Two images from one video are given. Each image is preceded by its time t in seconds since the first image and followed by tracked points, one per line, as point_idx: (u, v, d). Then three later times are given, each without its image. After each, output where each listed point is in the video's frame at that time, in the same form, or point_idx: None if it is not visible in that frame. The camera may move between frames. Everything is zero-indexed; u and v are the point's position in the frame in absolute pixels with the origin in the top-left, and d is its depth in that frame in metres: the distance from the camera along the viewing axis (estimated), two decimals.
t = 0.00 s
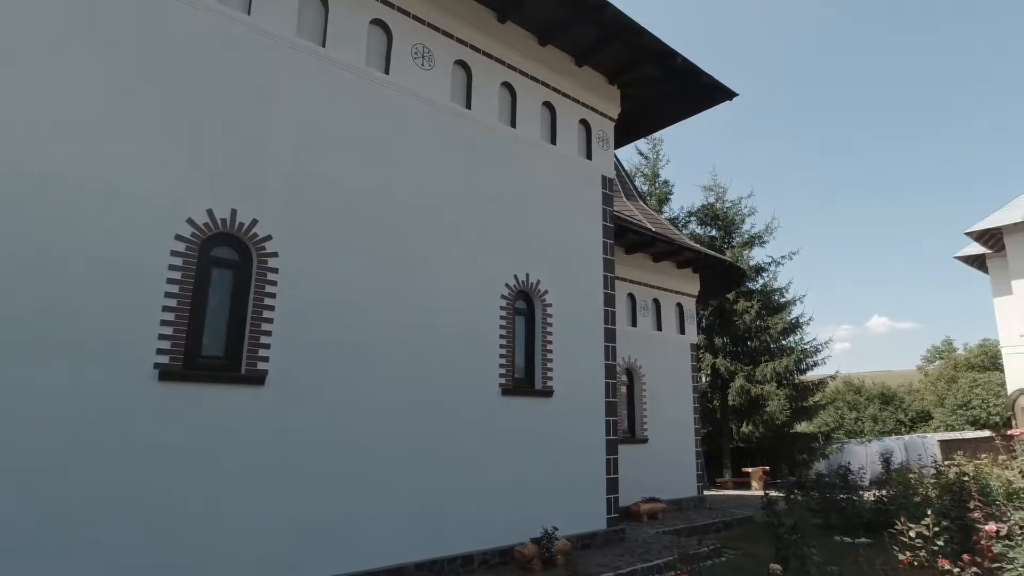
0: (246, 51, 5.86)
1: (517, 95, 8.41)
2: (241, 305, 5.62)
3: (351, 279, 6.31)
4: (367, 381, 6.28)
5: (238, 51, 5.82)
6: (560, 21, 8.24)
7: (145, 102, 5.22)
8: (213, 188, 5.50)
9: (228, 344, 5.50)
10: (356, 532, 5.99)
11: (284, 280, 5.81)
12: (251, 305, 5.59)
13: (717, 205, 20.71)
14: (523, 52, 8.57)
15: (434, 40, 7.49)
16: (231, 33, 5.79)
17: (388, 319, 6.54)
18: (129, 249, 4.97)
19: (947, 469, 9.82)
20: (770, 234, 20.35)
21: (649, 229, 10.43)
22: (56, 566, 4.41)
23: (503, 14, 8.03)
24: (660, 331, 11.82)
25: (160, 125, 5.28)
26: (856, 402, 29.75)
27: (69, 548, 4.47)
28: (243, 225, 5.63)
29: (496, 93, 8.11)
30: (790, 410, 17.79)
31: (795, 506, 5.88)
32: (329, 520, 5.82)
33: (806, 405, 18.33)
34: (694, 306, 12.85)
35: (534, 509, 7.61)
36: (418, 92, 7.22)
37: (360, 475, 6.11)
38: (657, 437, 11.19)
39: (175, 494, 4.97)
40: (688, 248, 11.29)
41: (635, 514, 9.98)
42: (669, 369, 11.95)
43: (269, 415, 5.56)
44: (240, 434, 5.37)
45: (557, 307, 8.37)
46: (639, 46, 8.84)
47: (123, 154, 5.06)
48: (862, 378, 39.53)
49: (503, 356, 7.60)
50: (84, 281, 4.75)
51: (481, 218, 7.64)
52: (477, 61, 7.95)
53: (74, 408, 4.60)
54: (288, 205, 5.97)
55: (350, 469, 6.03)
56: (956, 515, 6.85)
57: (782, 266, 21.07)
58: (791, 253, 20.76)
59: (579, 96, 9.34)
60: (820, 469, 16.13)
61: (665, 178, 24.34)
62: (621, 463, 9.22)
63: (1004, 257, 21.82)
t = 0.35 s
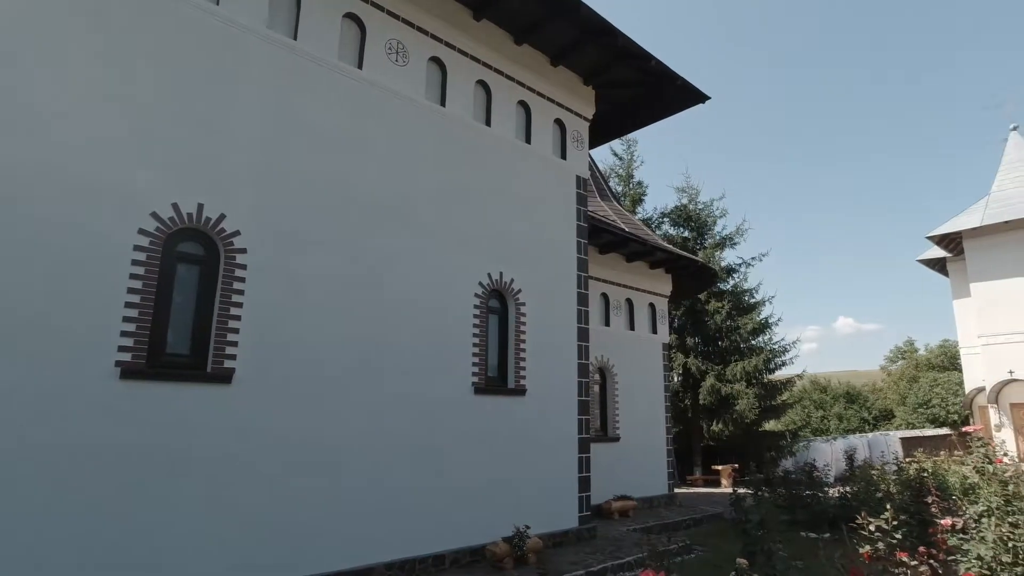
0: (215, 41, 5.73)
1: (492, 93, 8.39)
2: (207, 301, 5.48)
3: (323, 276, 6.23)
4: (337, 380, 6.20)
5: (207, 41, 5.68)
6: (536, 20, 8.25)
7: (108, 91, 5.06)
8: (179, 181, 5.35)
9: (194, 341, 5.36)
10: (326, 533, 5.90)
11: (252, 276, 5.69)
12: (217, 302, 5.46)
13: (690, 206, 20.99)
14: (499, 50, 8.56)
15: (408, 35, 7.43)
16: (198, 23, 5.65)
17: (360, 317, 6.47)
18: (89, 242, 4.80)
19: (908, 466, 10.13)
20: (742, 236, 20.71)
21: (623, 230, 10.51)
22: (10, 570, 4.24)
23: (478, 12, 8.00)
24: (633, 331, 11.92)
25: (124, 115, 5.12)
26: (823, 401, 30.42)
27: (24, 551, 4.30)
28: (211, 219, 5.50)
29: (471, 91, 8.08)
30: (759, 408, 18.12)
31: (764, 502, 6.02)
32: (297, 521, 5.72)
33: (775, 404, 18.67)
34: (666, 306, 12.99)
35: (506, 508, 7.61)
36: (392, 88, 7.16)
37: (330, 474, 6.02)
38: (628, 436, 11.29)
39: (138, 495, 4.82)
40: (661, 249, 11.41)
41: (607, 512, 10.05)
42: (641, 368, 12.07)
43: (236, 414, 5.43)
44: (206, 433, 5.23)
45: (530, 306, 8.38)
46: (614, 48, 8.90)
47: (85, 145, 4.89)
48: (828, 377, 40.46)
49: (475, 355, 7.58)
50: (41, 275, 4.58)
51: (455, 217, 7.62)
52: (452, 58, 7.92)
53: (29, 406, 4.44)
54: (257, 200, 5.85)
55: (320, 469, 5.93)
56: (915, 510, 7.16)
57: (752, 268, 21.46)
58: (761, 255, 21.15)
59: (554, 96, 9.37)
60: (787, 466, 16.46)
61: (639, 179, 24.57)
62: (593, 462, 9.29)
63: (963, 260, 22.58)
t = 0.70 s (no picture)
0: (180, 31, 5.57)
1: (466, 91, 8.36)
2: (171, 299, 5.33)
3: (292, 273, 6.12)
4: (307, 379, 6.10)
5: (172, 31, 5.52)
6: (510, 18, 8.24)
7: (68, 81, 4.88)
8: (143, 175, 5.19)
9: (157, 340, 5.21)
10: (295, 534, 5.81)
11: (219, 273, 5.56)
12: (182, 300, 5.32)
13: (662, 207, 21.23)
14: (473, 48, 8.54)
15: (381, 31, 7.36)
16: (164, 12, 5.49)
17: (330, 315, 6.38)
18: (47, 237, 4.63)
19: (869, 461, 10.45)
20: (712, 236, 21.04)
21: (595, 229, 10.58)
22: None
23: (452, 9, 7.96)
24: (605, 330, 12.02)
25: (84, 105, 4.94)
26: (789, 398, 31.11)
27: None
28: (175, 215, 5.35)
29: (444, 89, 8.04)
30: (728, 406, 18.44)
31: (731, 496, 6.17)
32: (266, 522, 5.62)
33: (743, 401, 19.02)
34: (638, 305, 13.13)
35: (478, 506, 7.60)
36: (363, 84, 7.07)
37: (299, 475, 5.93)
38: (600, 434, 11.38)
39: (99, 499, 4.67)
40: (632, 249, 11.53)
41: (579, 510, 10.11)
42: (613, 367, 12.17)
43: (202, 414, 5.30)
44: (170, 434, 5.09)
45: (503, 305, 8.39)
46: (587, 48, 8.95)
47: (43, 136, 4.71)
48: (794, 375, 41.42)
49: (448, 354, 7.55)
50: None
51: (428, 215, 7.58)
52: (425, 55, 7.87)
53: None
54: (225, 196, 5.72)
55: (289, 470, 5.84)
56: (877, 504, 7.45)
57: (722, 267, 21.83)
58: (730, 256, 21.54)
59: (528, 95, 9.38)
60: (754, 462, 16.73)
61: (612, 179, 24.76)
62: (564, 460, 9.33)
63: (922, 262, 23.35)
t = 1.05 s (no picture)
0: (142, 23, 5.42)
1: (437, 90, 8.33)
2: (131, 298, 5.19)
3: (259, 272, 6.02)
4: (275, 380, 6.00)
5: (134, 23, 5.37)
6: (482, 17, 8.23)
7: (23, 71, 4.70)
8: (103, 170, 5.04)
9: (117, 340, 5.05)
10: (263, 537, 5.70)
11: (183, 272, 5.43)
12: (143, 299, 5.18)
13: (634, 207, 21.46)
14: (445, 46, 8.51)
15: (351, 27, 7.28)
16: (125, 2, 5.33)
17: (298, 314, 6.29)
18: None
19: (833, 457, 10.74)
20: (683, 237, 21.33)
21: (567, 229, 10.64)
22: None
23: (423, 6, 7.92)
24: (576, 330, 12.09)
25: (40, 97, 4.77)
26: (758, 396, 31.73)
27: None
28: (137, 212, 5.20)
29: (416, 87, 7.99)
30: (698, 404, 18.72)
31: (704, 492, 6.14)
32: (232, 526, 5.49)
33: (713, 400, 19.33)
34: (609, 304, 13.25)
35: (450, 506, 7.57)
36: (333, 80, 6.98)
37: (267, 477, 5.82)
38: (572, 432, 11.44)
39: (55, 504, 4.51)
40: (603, 249, 11.61)
41: (551, 509, 10.14)
42: (585, 366, 12.24)
43: (165, 416, 5.16)
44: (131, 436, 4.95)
45: (474, 304, 8.38)
46: (558, 48, 8.98)
47: None
48: (762, 374, 42.28)
49: (419, 353, 7.50)
50: None
51: (399, 214, 7.52)
52: (396, 52, 7.81)
53: None
54: (189, 193, 5.58)
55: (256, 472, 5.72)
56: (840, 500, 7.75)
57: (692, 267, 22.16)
58: (700, 256, 21.87)
59: (500, 94, 9.38)
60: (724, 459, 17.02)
61: (585, 180, 24.92)
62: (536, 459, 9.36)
63: (884, 263, 24.05)
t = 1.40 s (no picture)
0: (100, 15, 5.25)
1: (406, 88, 8.26)
2: (87, 299, 5.01)
3: (222, 271, 5.87)
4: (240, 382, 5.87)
5: (91, 15, 5.19)
6: (452, 16, 8.20)
7: None
8: (57, 166, 4.86)
9: (72, 342, 4.88)
10: (228, 543, 5.57)
11: (143, 272, 5.27)
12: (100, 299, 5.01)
13: (604, 208, 21.65)
14: (413, 45, 8.45)
15: (318, 24, 7.18)
16: None
17: (264, 315, 6.17)
18: None
19: (796, 453, 11.00)
20: (652, 237, 21.59)
21: (537, 229, 10.67)
22: None
23: (393, 4, 7.85)
24: (547, 330, 12.14)
25: None
26: (725, 394, 32.32)
27: None
28: (92, 209, 5.03)
29: (384, 85, 7.92)
30: (667, 403, 18.99)
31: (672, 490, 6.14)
32: (196, 532, 5.35)
33: (682, 398, 19.61)
34: (580, 304, 13.34)
35: (420, 508, 7.52)
36: (299, 77, 6.86)
37: (232, 482, 5.68)
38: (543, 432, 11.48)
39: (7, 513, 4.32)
40: (574, 249, 11.69)
41: (522, 508, 10.15)
42: (556, 366, 12.29)
43: (124, 420, 5.00)
44: (88, 441, 4.78)
45: (444, 305, 8.34)
46: (529, 49, 9.00)
47: None
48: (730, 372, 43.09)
49: (388, 354, 7.44)
50: None
51: (367, 213, 7.44)
52: (364, 50, 7.73)
53: None
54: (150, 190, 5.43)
55: (220, 476, 5.59)
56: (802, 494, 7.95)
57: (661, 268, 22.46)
58: (669, 257, 22.18)
59: (470, 94, 9.37)
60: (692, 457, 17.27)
61: (556, 180, 25.05)
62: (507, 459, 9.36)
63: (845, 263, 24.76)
